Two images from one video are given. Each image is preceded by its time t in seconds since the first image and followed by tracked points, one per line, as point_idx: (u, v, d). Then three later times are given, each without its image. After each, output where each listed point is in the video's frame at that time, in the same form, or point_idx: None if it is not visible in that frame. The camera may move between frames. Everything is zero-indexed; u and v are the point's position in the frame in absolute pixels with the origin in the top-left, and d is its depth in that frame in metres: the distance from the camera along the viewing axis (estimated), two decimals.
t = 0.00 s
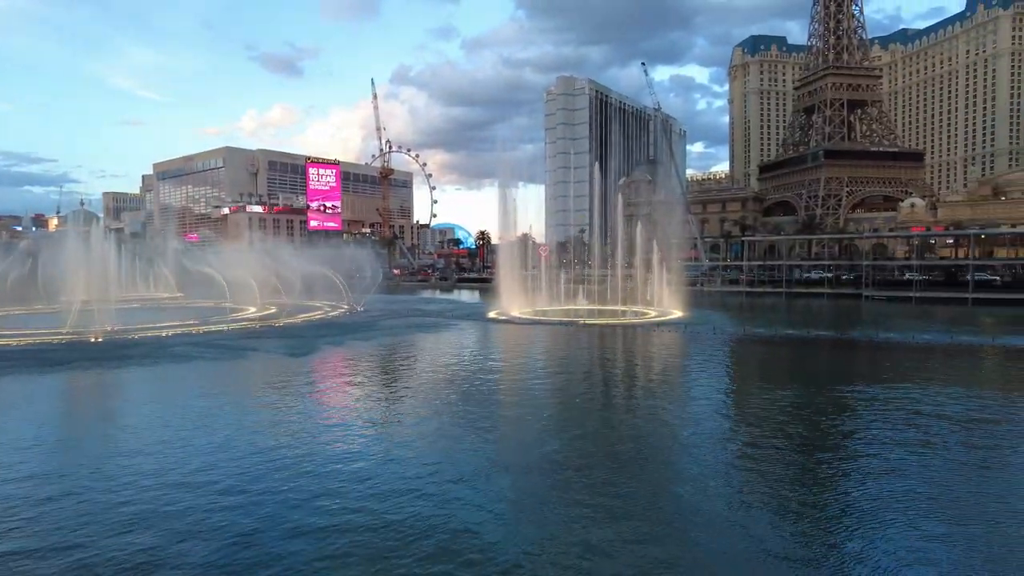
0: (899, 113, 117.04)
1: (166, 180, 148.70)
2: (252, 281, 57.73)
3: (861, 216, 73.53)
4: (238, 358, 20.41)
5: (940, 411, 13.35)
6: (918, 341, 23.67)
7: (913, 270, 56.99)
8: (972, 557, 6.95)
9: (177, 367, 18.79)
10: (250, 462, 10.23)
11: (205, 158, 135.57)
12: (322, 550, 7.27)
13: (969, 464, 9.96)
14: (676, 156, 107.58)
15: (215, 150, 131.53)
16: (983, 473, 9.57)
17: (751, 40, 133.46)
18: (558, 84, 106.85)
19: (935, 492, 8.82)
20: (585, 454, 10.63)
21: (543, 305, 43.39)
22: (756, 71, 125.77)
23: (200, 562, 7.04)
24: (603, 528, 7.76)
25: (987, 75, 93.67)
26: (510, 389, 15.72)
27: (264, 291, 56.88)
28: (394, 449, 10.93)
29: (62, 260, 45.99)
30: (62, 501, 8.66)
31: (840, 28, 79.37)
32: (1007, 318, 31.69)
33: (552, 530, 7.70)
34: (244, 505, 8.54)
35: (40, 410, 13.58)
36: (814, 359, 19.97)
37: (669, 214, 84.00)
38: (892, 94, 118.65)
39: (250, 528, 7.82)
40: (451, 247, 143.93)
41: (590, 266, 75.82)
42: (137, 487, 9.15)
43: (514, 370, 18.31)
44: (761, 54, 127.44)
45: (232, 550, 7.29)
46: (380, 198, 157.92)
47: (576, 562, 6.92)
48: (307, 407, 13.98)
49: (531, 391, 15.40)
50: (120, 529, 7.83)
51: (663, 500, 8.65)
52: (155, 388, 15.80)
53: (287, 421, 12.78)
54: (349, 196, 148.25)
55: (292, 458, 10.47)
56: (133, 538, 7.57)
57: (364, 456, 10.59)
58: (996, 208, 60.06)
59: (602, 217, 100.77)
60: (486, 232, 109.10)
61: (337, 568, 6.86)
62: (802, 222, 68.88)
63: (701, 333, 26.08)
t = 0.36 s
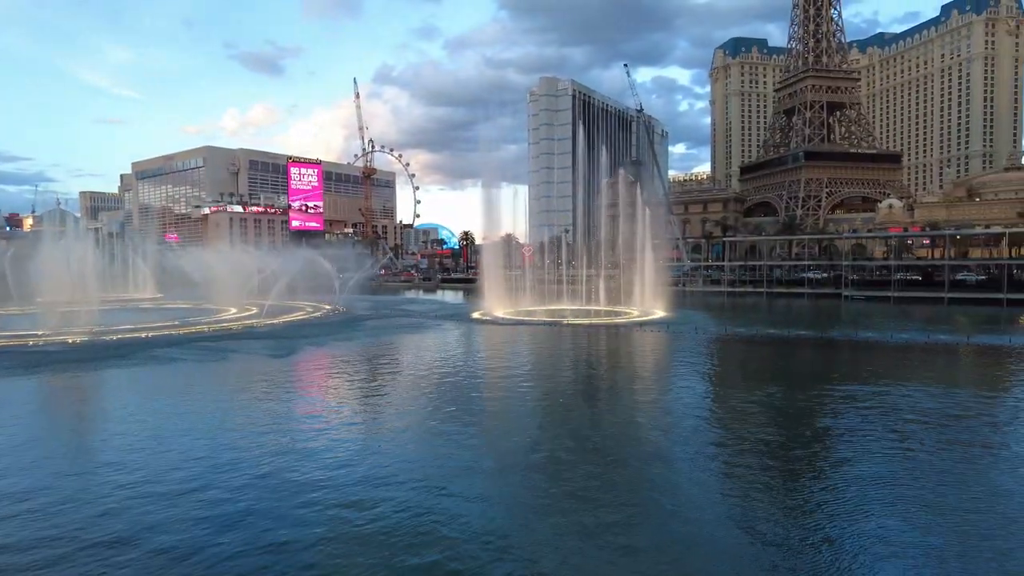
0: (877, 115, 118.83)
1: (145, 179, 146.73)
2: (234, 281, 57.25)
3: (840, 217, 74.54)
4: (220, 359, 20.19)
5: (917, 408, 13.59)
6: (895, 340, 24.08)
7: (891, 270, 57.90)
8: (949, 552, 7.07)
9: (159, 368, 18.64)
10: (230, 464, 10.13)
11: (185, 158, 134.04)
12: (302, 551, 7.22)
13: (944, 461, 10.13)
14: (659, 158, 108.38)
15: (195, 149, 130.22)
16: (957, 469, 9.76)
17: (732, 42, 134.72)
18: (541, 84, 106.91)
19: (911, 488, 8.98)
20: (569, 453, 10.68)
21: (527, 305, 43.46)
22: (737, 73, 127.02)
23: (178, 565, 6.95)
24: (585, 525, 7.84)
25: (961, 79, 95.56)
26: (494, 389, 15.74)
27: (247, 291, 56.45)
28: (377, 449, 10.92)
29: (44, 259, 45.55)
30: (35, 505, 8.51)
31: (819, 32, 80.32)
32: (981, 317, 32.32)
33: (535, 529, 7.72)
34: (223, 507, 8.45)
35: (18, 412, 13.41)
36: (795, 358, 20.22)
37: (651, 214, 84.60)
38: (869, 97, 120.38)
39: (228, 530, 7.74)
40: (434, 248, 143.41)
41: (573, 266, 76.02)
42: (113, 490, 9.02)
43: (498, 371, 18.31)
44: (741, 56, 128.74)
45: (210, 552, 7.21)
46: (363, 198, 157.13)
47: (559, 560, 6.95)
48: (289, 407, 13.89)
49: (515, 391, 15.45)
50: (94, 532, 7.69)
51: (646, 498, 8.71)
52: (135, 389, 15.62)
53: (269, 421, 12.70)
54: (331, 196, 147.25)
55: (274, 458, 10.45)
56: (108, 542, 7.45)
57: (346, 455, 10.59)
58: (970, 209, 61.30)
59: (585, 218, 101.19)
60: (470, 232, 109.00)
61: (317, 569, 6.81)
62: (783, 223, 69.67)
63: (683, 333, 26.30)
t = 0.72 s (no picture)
0: (866, 117, 119.71)
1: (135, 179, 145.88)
2: (226, 280, 57.20)
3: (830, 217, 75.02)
4: (211, 360, 20.18)
5: (905, 406, 13.76)
6: (884, 339, 24.29)
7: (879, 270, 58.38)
8: (933, 547, 7.20)
9: (150, 368, 18.60)
10: (223, 465, 10.11)
11: (175, 157, 133.36)
12: (295, 552, 7.21)
13: (932, 458, 10.26)
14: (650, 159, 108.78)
15: (185, 149, 129.54)
16: (942, 466, 9.91)
17: (722, 44, 135.37)
18: (533, 85, 107.03)
19: (897, 485, 9.11)
20: (561, 452, 10.75)
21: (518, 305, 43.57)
22: (727, 74, 127.69)
23: (173, 565, 6.93)
24: (577, 523, 7.91)
25: (948, 81, 96.48)
26: (486, 389, 15.81)
27: (239, 290, 56.46)
28: (370, 449, 10.97)
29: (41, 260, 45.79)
30: (24, 508, 8.44)
31: (809, 33, 80.75)
32: (968, 317, 32.65)
33: (528, 528, 7.79)
34: (215, 508, 8.42)
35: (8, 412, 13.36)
36: (785, 358, 20.40)
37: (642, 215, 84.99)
38: (858, 98, 121.32)
39: (221, 532, 7.72)
40: (426, 248, 143.31)
41: (565, 267, 76.23)
42: (104, 492, 8.97)
43: (490, 370, 18.39)
44: (732, 57, 129.29)
45: (201, 554, 7.18)
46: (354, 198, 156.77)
47: (553, 559, 7.01)
48: (282, 408, 13.88)
49: (507, 391, 15.53)
50: (84, 536, 7.63)
51: (638, 496, 8.81)
52: (126, 390, 15.59)
53: (262, 422, 12.70)
54: (322, 196, 146.80)
55: (267, 458, 10.46)
56: (98, 545, 7.38)
57: (339, 455, 10.62)
58: (958, 210, 61.86)
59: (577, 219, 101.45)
60: (461, 232, 109.04)
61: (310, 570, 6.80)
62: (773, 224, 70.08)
63: (674, 333, 26.43)
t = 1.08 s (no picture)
0: (858, 118, 120.32)
1: (126, 179, 145.15)
2: (219, 282, 57.19)
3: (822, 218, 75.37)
4: (204, 360, 20.15)
5: (896, 406, 13.83)
6: (875, 339, 24.43)
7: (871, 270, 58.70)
8: (925, 545, 7.29)
9: (141, 369, 18.45)
10: (214, 466, 10.05)
11: (167, 157, 132.60)
12: (285, 554, 7.17)
13: (919, 456, 10.41)
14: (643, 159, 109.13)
15: (177, 149, 128.98)
16: (932, 465, 9.98)
17: (715, 45, 135.77)
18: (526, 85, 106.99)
19: (888, 485, 9.15)
20: (554, 452, 10.75)
21: (511, 304, 43.58)
22: (720, 75, 128.11)
23: (161, 568, 6.86)
24: (570, 523, 7.95)
25: (939, 83, 97.10)
26: (478, 389, 15.84)
27: (232, 292, 56.45)
28: (365, 448, 11.02)
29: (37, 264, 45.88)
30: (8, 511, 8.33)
31: (801, 35, 80.99)
32: (959, 316, 32.88)
33: (520, 529, 7.78)
34: (205, 510, 8.35)
35: None
36: (777, 357, 20.49)
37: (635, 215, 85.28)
38: (851, 99, 121.93)
39: (209, 533, 7.65)
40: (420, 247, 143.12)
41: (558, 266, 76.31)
42: (91, 494, 8.86)
43: (483, 370, 18.39)
44: (725, 58, 129.73)
45: (190, 556, 7.12)
46: (348, 198, 156.41)
47: (550, 555, 7.09)
48: (274, 407, 13.88)
49: (500, 390, 15.58)
50: (71, 538, 7.55)
51: (630, 496, 8.81)
52: (117, 390, 15.58)
53: (255, 422, 12.71)
54: (315, 195, 146.32)
55: (262, 457, 10.49)
56: (85, 549, 7.30)
57: (334, 454, 10.66)
58: (949, 211, 62.22)
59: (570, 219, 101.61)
60: (455, 232, 108.96)
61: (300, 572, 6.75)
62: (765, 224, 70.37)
63: (667, 333, 26.51)
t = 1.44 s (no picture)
0: (851, 118, 120.79)
1: (119, 179, 144.43)
2: (215, 282, 57.01)
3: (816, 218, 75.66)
4: (199, 360, 20.04)
5: (889, 405, 13.89)
6: (868, 339, 24.52)
7: (864, 270, 58.97)
8: (922, 545, 7.30)
9: (133, 370, 18.31)
10: (207, 467, 9.98)
11: (161, 157, 131.96)
12: (280, 556, 7.12)
13: (914, 455, 10.45)
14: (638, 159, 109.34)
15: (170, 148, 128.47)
16: (924, 463, 10.02)
17: (709, 45, 136.08)
18: (521, 85, 106.91)
19: (880, 484, 9.18)
20: (549, 453, 10.73)
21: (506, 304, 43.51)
22: (715, 75, 128.40)
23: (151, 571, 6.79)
24: (565, 523, 7.93)
25: (931, 84, 97.61)
26: (473, 389, 15.80)
27: (227, 291, 56.26)
28: (360, 448, 10.96)
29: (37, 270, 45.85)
30: None
31: (795, 35, 81.22)
32: (951, 316, 33.07)
33: (514, 528, 7.77)
34: (197, 512, 8.27)
35: None
36: (770, 357, 20.54)
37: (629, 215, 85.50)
38: (844, 100, 122.38)
39: (204, 535, 7.60)
40: (414, 248, 142.91)
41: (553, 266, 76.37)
42: (82, 497, 8.78)
43: (479, 371, 18.34)
44: (719, 58, 130.02)
45: (185, 558, 7.06)
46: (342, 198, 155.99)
47: (546, 556, 7.08)
48: (269, 409, 13.81)
49: (495, 391, 15.54)
50: (64, 541, 7.47)
51: (624, 495, 8.82)
52: (110, 391, 15.49)
53: (249, 422, 12.64)
54: (309, 195, 145.93)
55: (256, 458, 10.42)
56: (75, 551, 7.20)
57: (328, 455, 10.60)
58: (941, 211, 62.53)
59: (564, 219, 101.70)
60: (450, 232, 108.82)
61: (293, 574, 6.71)
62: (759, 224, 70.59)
63: (661, 333, 26.55)
